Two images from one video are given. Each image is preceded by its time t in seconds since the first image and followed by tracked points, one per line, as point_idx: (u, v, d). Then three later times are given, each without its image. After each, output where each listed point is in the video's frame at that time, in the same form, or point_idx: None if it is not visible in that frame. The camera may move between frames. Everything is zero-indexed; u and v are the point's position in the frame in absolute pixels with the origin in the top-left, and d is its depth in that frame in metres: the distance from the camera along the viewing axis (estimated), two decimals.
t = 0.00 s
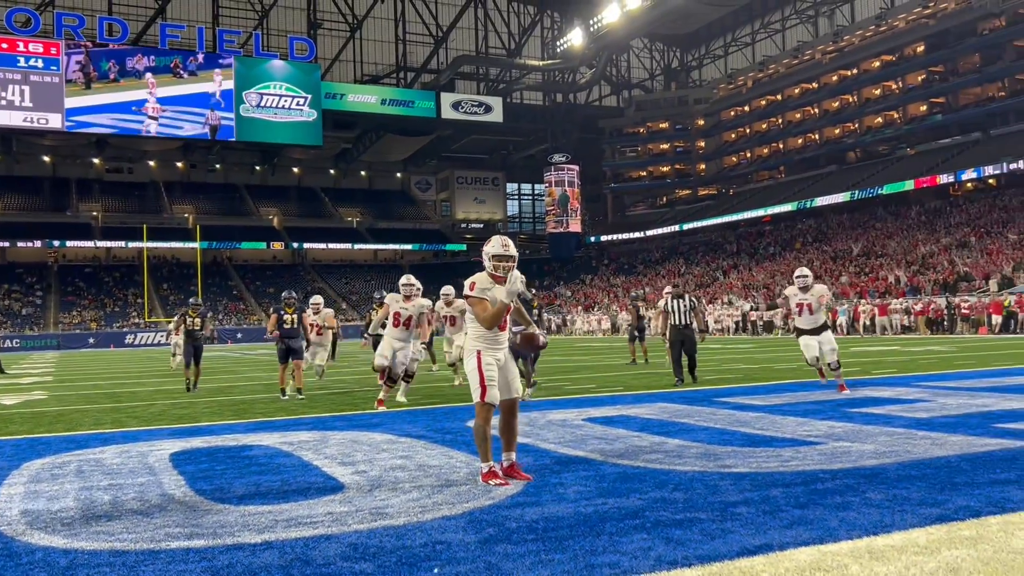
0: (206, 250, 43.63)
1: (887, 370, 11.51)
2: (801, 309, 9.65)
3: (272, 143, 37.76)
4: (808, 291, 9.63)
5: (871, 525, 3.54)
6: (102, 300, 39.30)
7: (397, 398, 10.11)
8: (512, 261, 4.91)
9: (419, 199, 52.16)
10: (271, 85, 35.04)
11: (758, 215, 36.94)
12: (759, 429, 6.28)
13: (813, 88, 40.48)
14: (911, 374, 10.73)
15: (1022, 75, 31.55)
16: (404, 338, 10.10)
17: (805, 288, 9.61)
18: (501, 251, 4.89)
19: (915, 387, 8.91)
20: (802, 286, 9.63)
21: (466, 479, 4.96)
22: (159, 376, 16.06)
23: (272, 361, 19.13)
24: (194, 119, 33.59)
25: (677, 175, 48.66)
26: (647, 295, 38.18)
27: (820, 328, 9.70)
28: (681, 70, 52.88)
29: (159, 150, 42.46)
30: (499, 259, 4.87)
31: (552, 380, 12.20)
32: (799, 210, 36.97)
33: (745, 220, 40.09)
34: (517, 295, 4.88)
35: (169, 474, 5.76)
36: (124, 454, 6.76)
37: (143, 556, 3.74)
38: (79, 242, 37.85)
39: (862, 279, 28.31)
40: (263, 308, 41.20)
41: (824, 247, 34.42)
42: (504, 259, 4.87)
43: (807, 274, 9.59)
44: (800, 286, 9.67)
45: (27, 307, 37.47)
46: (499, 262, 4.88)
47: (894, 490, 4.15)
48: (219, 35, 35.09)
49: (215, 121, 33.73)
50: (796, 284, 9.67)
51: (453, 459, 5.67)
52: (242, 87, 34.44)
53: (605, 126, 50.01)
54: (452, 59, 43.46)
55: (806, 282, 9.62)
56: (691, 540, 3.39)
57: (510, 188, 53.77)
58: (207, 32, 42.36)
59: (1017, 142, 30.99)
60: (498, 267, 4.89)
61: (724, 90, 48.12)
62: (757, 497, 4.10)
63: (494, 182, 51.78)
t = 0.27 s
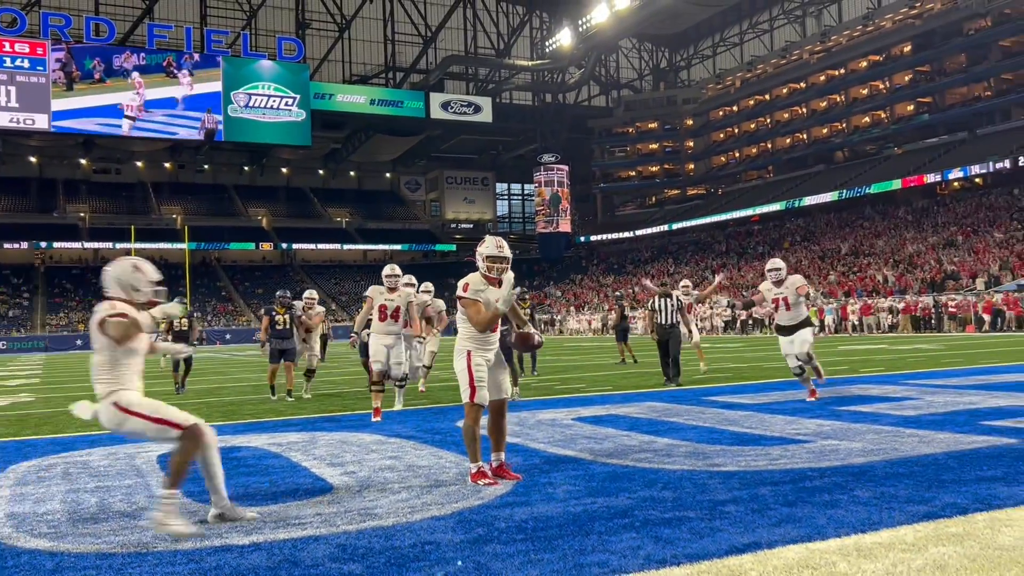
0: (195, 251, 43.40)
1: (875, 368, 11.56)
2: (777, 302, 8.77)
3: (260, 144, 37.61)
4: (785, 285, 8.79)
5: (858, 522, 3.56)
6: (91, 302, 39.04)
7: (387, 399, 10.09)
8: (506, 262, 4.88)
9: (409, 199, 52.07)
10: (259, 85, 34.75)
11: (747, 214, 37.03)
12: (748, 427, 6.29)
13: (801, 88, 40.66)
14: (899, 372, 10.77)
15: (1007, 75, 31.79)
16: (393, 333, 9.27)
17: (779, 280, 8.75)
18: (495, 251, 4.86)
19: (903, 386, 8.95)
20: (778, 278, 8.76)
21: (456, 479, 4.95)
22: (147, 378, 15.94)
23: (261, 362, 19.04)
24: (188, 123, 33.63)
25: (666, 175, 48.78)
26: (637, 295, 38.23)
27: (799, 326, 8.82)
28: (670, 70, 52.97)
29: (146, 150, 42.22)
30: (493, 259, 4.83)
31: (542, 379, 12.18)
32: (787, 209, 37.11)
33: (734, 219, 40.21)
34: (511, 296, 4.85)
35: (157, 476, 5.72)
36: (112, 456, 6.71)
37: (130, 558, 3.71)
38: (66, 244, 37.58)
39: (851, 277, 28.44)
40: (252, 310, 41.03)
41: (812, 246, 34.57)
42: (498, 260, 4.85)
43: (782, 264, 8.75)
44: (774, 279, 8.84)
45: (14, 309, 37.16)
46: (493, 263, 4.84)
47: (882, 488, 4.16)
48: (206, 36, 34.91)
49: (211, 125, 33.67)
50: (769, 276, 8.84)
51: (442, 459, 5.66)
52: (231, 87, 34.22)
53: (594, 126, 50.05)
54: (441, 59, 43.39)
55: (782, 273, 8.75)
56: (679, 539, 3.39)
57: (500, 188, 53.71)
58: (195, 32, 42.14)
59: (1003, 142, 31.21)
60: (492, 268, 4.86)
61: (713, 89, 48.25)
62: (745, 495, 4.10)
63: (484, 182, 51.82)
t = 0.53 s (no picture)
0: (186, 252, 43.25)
1: (868, 368, 11.57)
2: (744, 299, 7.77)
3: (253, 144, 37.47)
4: (759, 282, 7.75)
5: (852, 520, 3.57)
6: (82, 304, 38.86)
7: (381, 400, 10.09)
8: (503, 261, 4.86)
9: (401, 199, 51.98)
10: (251, 85, 34.30)
11: (738, 214, 37.17)
12: (741, 426, 6.31)
13: (793, 88, 40.79)
14: (892, 371, 10.79)
15: (998, 75, 31.96)
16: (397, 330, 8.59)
17: (751, 275, 7.75)
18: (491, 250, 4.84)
19: (894, 385, 8.98)
20: (748, 274, 7.77)
21: (449, 480, 4.94)
22: (139, 379, 15.89)
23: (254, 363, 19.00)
24: (184, 127, 33.52)
25: (659, 175, 48.93)
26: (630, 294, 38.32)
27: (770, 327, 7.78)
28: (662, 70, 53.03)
29: (138, 151, 42.04)
30: (489, 260, 4.81)
31: (536, 380, 12.18)
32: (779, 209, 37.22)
33: (726, 219, 40.32)
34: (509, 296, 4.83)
35: (150, 477, 5.70)
36: (105, 458, 6.69)
37: (123, 560, 3.69)
38: (58, 245, 37.40)
39: (843, 277, 28.57)
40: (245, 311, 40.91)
41: (804, 246, 34.73)
42: (496, 260, 4.82)
43: (756, 259, 7.74)
44: (749, 274, 7.85)
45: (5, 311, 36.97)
46: (490, 264, 4.82)
47: (875, 486, 4.18)
48: (197, 36, 34.76)
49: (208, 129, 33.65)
50: (744, 270, 7.87)
51: (435, 459, 5.66)
52: (222, 88, 33.94)
53: (587, 126, 50.07)
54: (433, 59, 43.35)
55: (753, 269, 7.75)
56: (673, 537, 3.40)
57: (493, 189, 53.67)
58: (186, 32, 41.98)
59: (994, 142, 31.38)
60: (488, 267, 4.84)
61: (705, 89, 48.35)
62: (738, 494, 4.11)
63: (476, 182, 51.80)
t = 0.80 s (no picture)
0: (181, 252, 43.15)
1: (862, 367, 11.58)
2: (694, 294, 7.02)
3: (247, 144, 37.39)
4: (711, 277, 6.99)
5: (847, 520, 3.58)
6: (77, 305, 38.74)
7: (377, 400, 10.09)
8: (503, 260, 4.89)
9: (396, 199, 51.91)
10: (246, 86, 34.27)
11: (733, 214, 37.20)
12: (736, 426, 6.32)
13: (787, 87, 40.87)
14: (886, 370, 10.82)
15: (991, 74, 32.05)
16: (406, 327, 7.71)
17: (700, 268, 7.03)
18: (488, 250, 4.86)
19: (888, 384, 9.00)
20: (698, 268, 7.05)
21: (446, 480, 4.94)
22: (134, 381, 15.84)
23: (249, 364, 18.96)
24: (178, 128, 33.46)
25: (654, 175, 48.99)
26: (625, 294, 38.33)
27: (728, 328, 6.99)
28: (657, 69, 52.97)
29: (132, 152, 41.93)
30: (487, 259, 4.83)
31: (531, 380, 12.19)
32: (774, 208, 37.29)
33: (721, 218, 40.35)
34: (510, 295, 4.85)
35: (146, 478, 5.69)
36: (100, 459, 6.66)
37: (120, 561, 3.69)
38: (52, 246, 37.27)
39: (838, 277, 28.60)
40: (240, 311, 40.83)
41: (799, 245, 34.78)
42: (496, 259, 4.85)
43: (706, 251, 7.01)
44: (701, 268, 7.10)
45: None
46: (489, 263, 4.84)
47: (870, 485, 4.19)
48: (191, 37, 34.66)
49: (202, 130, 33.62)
50: (696, 264, 7.12)
51: (431, 460, 5.65)
52: (216, 88, 33.81)
53: (581, 126, 50.03)
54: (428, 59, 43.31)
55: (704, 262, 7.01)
56: (669, 537, 3.40)
57: (488, 188, 53.61)
58: (180, 32, 41.86)
59: (987, 141, 31.48)
60: (486, 267, 4.85)
61: (699, 89, 48.37)
62: (735, 494, 4.12)
63: (471, 182, 51.75)
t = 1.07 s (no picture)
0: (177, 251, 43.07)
1: (860, 365, 11.57)
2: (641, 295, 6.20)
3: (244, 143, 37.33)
4: (663, 279, 6.22)
5: (844, 517, 3.58)
6: (73, 304, 38.66)
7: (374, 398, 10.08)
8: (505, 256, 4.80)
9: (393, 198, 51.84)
10: (242, 84, 34.20)
11: (730, 212, 37.21)
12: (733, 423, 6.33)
13: (784, 86, 40.91)
14: (883, 368, 10.83)
15: (987, 72, 32.10)
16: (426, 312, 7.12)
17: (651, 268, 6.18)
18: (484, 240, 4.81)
19: (886, 381, 9.00)
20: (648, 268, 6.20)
21: (443, 479, 4.93)
22: (131, 380, 15.81)
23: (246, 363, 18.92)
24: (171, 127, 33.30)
25: (650, 173, 48.97)
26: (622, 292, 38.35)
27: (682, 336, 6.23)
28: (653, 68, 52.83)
29: (129, 151, 41.84)
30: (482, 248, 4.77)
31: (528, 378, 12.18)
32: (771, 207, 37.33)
33: (718, 217, 40.36)
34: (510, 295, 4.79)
35: (143, 478, 5.68)
36: (97, 458, 6.65)
37: (116, 561, 3.68)
38: (48, 245, 37.19)
39: (834, 274, 28.63)
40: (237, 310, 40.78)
41: (796, 243, 34.80)
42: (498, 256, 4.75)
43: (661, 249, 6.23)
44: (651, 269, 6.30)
45: None
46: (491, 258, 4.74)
47: (866, 483, 4.20)
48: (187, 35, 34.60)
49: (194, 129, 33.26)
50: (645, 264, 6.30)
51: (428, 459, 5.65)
52: (212, 87, 33.74)
53: (578, 124, 49.96)
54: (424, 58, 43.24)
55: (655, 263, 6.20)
56: (666, 536, 3.40)
57: (485, 187, 53.53)
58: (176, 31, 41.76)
59: (984, 138, 31.52)
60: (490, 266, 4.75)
61: (696, 87, 48.34)
62: (731, 491, 4.12)
63: (468, 180, 51.70)
